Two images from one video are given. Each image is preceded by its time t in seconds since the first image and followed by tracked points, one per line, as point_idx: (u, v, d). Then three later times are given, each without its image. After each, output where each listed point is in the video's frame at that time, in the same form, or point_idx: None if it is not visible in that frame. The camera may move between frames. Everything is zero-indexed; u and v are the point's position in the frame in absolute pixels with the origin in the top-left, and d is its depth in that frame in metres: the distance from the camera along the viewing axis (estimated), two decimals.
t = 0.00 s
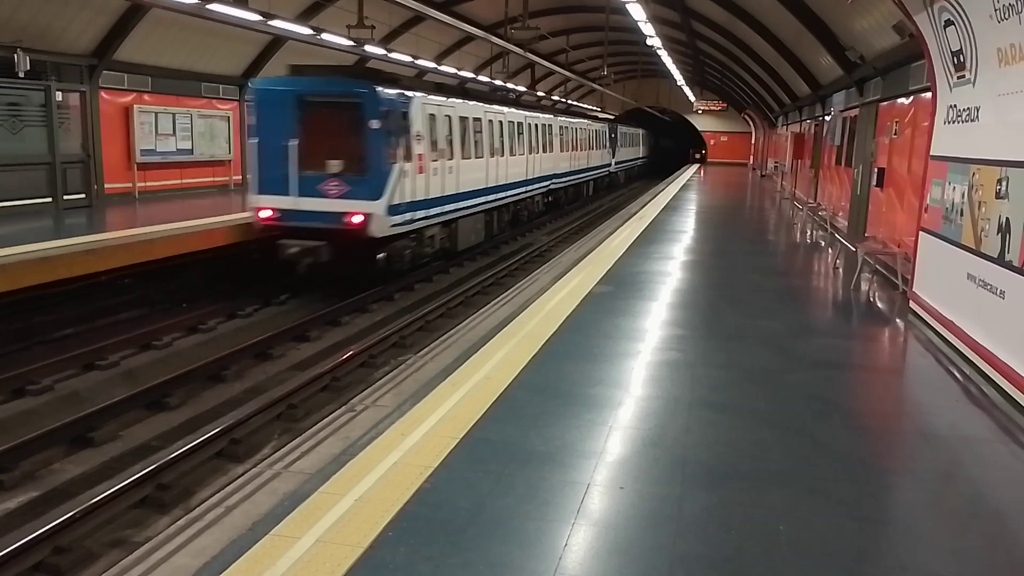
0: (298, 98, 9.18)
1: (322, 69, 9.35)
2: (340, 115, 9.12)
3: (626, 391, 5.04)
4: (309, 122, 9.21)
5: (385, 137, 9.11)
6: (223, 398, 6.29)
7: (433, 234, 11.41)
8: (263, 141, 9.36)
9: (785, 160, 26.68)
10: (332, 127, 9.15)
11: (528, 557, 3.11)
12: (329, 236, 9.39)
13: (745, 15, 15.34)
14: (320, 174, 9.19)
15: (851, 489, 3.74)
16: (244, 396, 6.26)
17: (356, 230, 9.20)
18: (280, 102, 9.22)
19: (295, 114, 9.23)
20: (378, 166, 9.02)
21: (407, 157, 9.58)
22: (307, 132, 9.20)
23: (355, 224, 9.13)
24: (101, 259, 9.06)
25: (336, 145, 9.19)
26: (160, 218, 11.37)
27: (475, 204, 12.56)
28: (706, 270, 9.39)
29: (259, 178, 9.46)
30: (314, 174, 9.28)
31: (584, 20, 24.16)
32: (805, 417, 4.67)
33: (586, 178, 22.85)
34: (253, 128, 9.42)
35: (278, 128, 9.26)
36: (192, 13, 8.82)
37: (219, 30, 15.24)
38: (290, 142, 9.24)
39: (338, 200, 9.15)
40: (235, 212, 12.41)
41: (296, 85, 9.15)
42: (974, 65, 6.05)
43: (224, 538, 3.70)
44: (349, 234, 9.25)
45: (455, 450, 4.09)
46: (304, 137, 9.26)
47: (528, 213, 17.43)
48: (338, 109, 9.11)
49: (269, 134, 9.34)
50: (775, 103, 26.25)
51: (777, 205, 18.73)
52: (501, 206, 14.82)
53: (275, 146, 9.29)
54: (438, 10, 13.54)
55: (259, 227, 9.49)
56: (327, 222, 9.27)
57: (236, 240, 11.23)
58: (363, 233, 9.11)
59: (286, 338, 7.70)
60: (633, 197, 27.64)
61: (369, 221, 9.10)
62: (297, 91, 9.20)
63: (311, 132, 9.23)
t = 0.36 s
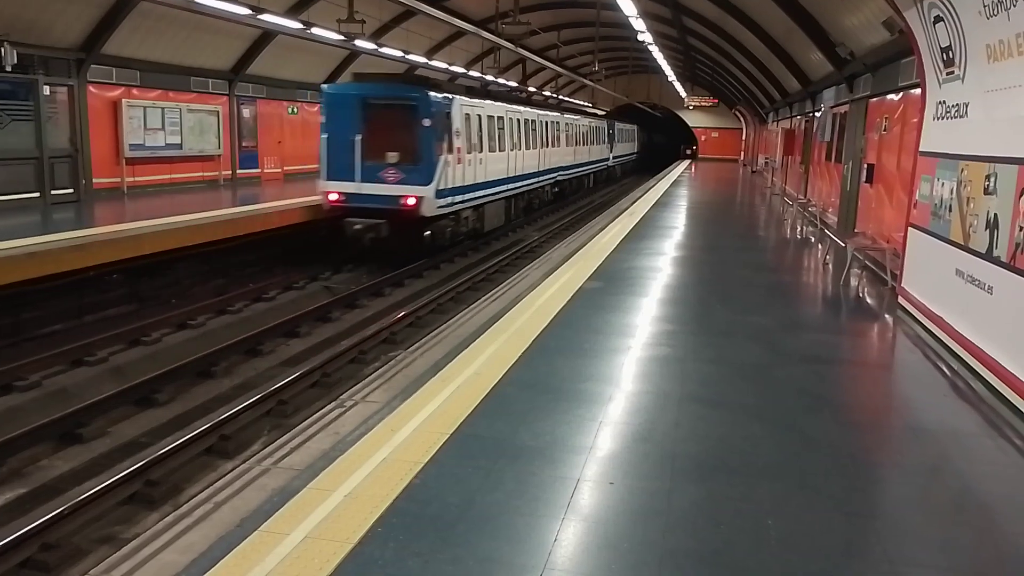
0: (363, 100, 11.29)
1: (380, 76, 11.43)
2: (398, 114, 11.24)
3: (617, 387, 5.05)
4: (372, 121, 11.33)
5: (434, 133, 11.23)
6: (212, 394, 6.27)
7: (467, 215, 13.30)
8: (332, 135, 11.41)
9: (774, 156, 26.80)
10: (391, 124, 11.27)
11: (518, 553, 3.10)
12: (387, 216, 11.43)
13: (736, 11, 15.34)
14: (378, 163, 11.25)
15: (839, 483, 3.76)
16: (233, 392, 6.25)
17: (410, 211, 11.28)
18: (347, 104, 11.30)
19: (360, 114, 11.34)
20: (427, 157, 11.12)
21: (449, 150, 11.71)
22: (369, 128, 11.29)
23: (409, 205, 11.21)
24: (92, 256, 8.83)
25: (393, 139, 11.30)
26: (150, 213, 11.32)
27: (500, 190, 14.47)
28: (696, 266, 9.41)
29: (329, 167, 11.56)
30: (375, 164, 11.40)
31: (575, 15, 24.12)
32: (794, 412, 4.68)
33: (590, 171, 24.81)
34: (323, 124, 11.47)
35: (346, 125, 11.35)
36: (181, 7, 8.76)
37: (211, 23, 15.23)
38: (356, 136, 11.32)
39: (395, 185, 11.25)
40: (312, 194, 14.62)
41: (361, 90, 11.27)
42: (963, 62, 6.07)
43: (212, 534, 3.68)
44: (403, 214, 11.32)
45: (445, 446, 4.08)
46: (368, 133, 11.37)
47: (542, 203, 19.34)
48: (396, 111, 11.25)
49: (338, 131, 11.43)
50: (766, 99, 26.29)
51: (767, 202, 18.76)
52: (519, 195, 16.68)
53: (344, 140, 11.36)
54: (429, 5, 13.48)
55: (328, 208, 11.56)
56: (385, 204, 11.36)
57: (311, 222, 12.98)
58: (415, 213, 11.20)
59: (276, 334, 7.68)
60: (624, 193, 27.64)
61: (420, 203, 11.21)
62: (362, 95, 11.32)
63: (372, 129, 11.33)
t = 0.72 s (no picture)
0: (405, 108, 13.36)
1: (419, 89, 13.52)
2: (435, 119, 13.29)
3: (606, 388, 5.04)
4: (412, 125, 13.37)
5: (465, 136, 13.28)
6: (200, 396, 6.23)
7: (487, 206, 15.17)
8: (379, 137, 13.45)
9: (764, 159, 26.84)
10: (430, 128, 13.28)
11: (506, 556, 3.08)
12: (425, 206, 13.40)
13: (725, 14, 15.38)
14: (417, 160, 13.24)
15: (827, 485, 3.76)
16: (221, 394, 6.21)
17: (444, 202, 13.29)
18: (391, 110, 13.36)
19: (403, 119, 13.40)
20: (459, 155, 13.15)
21: (477, 151, 13.71)
22: (410, 131, 13.32)
23: (444, 197, 13.21)
24: (77, 258, 8.80)
25: (431, 141, 13.36)
26: (137, 214, 11.26)
27: (514, 185, 16.30)
28: (686, 268, 9.43)
29: (377, 163, 13.59)
30: (415, 162, 13.43)
31: (565, 17, 24.14)
32: (783, 414, 4.69)
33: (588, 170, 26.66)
34: (371, 128, 13.51)
35: (391, 128, 13.38)
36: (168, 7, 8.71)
37: (199, 23, 15.15)
38: (400, 138, 13.37)
39: (432, 179, 13.21)
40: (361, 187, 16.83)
41: (403, 99, 13.34)
42: (950, 65, 6.11)
43: (198, 538, 3.65)
44: (439, 204, 13.27)
45: (433, 448, 4.07)
46: (409, 136, 13.43)
47: (548, 199, 21.25)
48: (434, 116, 13.29)
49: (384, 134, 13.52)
50: (755, 102, 26.37)
51: (756, 204, 18.80)
52: (528, 190, 18.45)
53: (389, 141, 13.40)
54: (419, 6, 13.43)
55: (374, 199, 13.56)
56: (423, 195, 13.32)
57: (358, 212, 14.93)
58: (449, 203, 13.17)
59: (263, 336, 7.65)
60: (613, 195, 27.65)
61: (454, 194, 13.20)
62: (404, 104, 13.40)
63: (413, 132, 13.39)
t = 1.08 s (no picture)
0: (435, 114, 15.42)
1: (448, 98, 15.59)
2: (461, 123, 15.32)
3: (596, 388, 5.06)
4: (441, 128, 15.41)
5: (487, 137, 15.30)
6: (190, 397, 6.22)
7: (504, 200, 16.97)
8: (412, 139, 15.51)
9: (753, 160, 26.94)
10: (457, 131, 15.29)
11: (496, 557, 3.09)
12: (452, 198, 15.34)
13: (715, 15, 15.43)
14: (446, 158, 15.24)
15: (815, 485, 3.78)
16: (210, 396, 6.20)
17: (470, 196, 15.22)
18: (424, 116, 15.44)
19: (433, 124, 15.44)
20: (482, 154, 15.12)
21: (498, 150, 15.73)
22: (440, 134, 15.36)
23: (469, 189, 15.15)
24: (65, 259, 8.76)
25: (458, 142, 15.36)
26: (125, 214, 11.21)
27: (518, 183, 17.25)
28: (676, 268, 9.45)
29: (410, 162, 15.66)
30: (443, 160, 15.43)
31: (555, 19, 24.18)
32: (772, 414, 4.71)
33: (586, 168, 28.43)
34: (405, 132, 15.59)
35: (422, 131, 15.46)
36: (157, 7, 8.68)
37: (189, 23, 15.11)
38: (430, 139, 15.41)
39: (459, 174, 15.21)
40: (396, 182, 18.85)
41: (434, 106, 15.42)
42: (937, 67, 6.15)
43: (187, 539, 3.64)
44: (464, 196, 15.20)
45: (423, 449, 4.06)
46: (439, 138, 15.47)
47: (549, 196, 22.55)
48: (461, 120, 15.31)
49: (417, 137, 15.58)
50: (744, 103, 26.46)
51: (745, 205, 18.86)
52: (537, 185, 20.25)
53: (420, 142, 15.47)
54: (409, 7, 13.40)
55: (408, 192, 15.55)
56: (450, 189, 15.29)
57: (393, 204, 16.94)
58: (473, 196, 15.08)
59: (253, 336, 7.64)
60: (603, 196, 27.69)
61: (478, 188, 15.14)
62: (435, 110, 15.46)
63: (442, 135, 15.43)
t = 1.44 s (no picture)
0: (461, 118, 17.70)
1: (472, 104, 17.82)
2: (484, 126, 17.57)
3: (592, 390, 5.05)
4: (466, 131, 17.68)
5: (506, 139, 17.52)
6: (183, 400, 6.20)
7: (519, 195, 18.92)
8: (440, 140, 17.87)
9: (747, 161, 26.98)
10: (480, 133, 17.58)
11: (491, 559, 3.08)
12: (475, 192, 17.70)
13: (708, 16, 15.46)
14: (469, 156, 17.52)
15: (810, 485, 3.78)
16: (204, 399, 6.18)
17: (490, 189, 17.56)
18: (451, 120, 17.74)
19: (459, 127, 17.73)
20: (501, 153, 17.35)
21: (516, 151, 17.95)
22: (465, 135, 17.63)
23: (490, 184, 17.41)
24: (54, 262, 8.72)
25: (480, 143, 17.62)
26: (118, 216, 11.17)
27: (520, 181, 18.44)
28: (671, 269, 9.45)
29: (439, 160, 17.99)
30: (468, 159, 17.74)
31: (548, 19, 24.19)
32: (767, 415, 4.71)
33: (590, 167, 30.14)
34: (435, 134, 17.92)
35: (449, 133, 17.80)
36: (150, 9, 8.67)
37: (182, 24, 15.08)
38: (457, 141, 17.72)
39: (481, 170, 17.44)
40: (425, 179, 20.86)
41: (459, 112, 17.68)
42: (930, 67, 6.16)
43: (180, 543, 3.62)
44: (485, 190, 17.45)
45: (417, 451, 4.06)
46: (464, 139, 17.73)
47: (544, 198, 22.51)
48: (483, 124, 17.55)
49: (445, 139, 17.91)
50: (738, 104, 26.49)
51: (739, 205, 18.88)
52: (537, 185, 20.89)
53: (448, 142, 17.80)
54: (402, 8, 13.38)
55: (437, 187, 17.95)
56: (474, 184, 17.63)
57: (425, 197, 19.20)
58: (493, 189, 17.33)
59: (248, 338, 7.63)
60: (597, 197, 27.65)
61: (498, 183, 17.39)
62: (460, 116, 17.73)
63: (467, 137, 17.71)
